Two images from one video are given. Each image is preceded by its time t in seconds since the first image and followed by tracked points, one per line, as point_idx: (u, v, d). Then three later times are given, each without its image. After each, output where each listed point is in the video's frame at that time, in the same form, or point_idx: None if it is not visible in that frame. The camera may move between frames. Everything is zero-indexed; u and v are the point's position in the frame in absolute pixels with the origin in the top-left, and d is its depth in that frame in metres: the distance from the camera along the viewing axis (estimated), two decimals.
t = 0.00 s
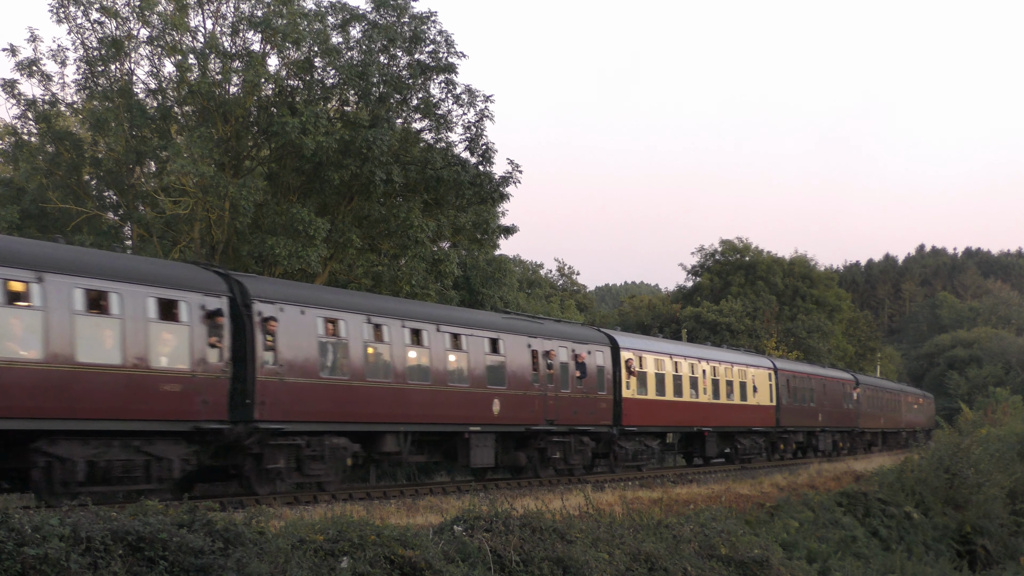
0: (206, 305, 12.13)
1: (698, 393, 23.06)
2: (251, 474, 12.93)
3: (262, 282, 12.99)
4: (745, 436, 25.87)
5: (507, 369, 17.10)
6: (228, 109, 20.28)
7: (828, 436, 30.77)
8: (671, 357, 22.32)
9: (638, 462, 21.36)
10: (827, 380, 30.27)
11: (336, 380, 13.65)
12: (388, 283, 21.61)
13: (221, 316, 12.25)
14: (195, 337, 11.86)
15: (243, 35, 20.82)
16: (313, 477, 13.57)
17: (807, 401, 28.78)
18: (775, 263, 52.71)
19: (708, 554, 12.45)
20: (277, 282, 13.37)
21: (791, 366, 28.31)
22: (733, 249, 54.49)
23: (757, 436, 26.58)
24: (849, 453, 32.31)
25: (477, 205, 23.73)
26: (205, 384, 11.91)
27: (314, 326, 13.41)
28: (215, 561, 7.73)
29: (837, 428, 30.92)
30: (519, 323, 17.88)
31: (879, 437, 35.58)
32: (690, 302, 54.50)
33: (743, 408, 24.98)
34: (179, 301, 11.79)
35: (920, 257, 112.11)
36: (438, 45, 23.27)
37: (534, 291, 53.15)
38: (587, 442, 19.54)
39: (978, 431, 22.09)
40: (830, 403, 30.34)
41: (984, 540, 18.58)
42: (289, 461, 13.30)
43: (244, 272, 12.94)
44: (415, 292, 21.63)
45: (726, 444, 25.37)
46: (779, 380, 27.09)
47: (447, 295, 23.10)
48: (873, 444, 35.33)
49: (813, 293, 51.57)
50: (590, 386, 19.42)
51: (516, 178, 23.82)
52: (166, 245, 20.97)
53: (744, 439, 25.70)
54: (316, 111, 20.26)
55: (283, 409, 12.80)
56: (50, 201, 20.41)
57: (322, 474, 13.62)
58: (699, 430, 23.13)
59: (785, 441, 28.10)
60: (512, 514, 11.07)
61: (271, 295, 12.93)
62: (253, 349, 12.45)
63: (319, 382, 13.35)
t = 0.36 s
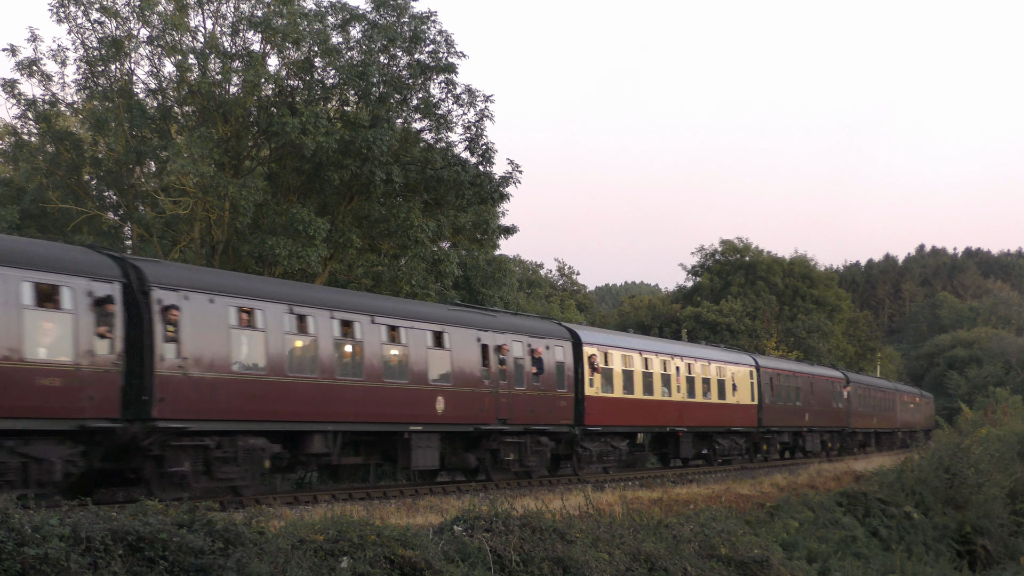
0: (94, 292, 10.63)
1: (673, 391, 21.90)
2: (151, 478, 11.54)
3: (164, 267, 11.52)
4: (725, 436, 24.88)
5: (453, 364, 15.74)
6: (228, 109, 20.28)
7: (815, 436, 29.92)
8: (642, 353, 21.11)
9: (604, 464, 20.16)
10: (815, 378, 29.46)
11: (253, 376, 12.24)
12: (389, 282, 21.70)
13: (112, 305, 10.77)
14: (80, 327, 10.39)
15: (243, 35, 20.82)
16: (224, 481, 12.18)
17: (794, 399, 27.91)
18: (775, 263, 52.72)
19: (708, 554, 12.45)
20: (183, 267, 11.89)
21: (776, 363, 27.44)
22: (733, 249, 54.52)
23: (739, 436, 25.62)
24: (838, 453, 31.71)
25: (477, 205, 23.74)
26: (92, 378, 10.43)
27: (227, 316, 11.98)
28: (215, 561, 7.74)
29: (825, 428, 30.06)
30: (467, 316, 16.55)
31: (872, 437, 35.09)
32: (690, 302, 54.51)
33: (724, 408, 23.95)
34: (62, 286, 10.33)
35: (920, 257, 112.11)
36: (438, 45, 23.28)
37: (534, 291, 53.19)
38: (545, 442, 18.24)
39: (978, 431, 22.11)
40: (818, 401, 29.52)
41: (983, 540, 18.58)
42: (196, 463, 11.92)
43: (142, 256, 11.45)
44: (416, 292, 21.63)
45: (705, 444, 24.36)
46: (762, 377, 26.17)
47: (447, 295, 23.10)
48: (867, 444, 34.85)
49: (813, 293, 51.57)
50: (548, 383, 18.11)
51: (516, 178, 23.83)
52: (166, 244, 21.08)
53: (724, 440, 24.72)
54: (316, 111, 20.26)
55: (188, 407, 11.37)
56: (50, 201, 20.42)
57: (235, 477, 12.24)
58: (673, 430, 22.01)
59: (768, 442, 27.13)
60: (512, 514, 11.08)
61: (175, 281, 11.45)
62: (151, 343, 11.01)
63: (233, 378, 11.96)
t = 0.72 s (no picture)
0: None
1: (643, 389, 20.41)
2: (30, 483, 10.00)
3: (45, 247, 10.00)
4: (701, 436, 23.45)
5: (388, 359, 14.21)
6: (228, 109, 20.28)
7: (801, 436, 28.72)
8: (609, 348, 19.61)
9: (563, 466, 18.62)
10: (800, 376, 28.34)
11: (151, 371, 10.70)
12: (388, 283, 21.67)
13: None
14: None
15: (243, 35, 20.83)
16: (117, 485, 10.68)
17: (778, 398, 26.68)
18: (775, 263, 52.74)
19: (708, 554, 12.45)
20: (68, 249, 10.37)
21: (758, 360, 26.19)
22: (733, 249, 54.55)
23: (717, 437, 24.26)
24: (826, 454, 30.73)
25: (477, 205, 23.71)
26: None
27: (119, 304, 10.45)
28: (215, 561, 7.74)
29: (811, 427, 28.87)
30: (409, 307, 15.08)
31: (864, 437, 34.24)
32: (690, 302, 54.53)
33: (700, 406, 22.52)
34: None
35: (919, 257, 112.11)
36: (438, 45, 23.28)
37: (534, 291, 53.22)
38: (497, 443, 16.66)
39: (978, 430, 22.12)
40: (805, 400, 28.36)
41: (983, 540, 18.58)
42: (84, 465, 10.43)
43: (18, 236, 9.92)
44: (416, 292, 21.73)
45: (678, 445, 22.92)
46: (743, 374, 24.83)
47: (447, 295, 23.10)
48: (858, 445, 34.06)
49: (813, 293, 51.57)
50: (500, 380, 16.55)
51: (516, 178, 23.85)
52: (166, 244, 21.09)
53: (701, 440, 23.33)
54: (316, 111, 20.27)
55: (71, 404, 9.83)
56: (50, 201, 20.41)
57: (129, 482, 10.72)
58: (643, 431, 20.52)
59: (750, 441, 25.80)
60: (512, 514, 11.08)
61: (56, 263, 9.94)
62: (27, 332, 9.49)
63: (126, 372, 10.41)
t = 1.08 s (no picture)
0: None
1: (605, 387, 19.37)
2: None
3: None
4: (673, 436, 22.51)
5: (314, 353, 12.96)
6: (228, 109, 20.28)
7: (785, 436, 27.82)
8: (566, 343, 18.58)
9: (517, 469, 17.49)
10: (784, 374, 27.45)
11: (26, 364, 9.43)
12: (389, 282, 21.75)
13: None
14: None
15: (243, 35, 20.82)
16: None
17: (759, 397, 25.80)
18: (775, 263, 52.75)
19: (708, 554, 12.45)
20: None
21: (737, 357, 25.27)
22: (733, 249, 54.55)
23: (690, 437, 23.35)
24: (813, 454, 29.93)
25: (477, 205, 23.71)
26: None
27: None
28: (215, 561, 7.74)
29: (795, 427, 27.97)
30: (339, 296, 13.83)
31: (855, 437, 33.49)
32: (690, 302, 54.52)
33: (669, 405, 21.52)
34: None
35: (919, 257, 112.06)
36: (438, 45, 23.28)
37: (535, 291, 53.22)
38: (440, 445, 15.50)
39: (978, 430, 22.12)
40: (789, 399, 27.49)
41: (983, 540, 18.58)
42: None
43: None
44: (416, 292, 21.77)
45: (648, 446, 21.92)
46: (718, 372, 23.88)
47: (447, 295, 23.11)
48: (850, 446, 33.32)
49: (813, 293, 51.56)
50: (442, 377, 15.40)
51: (516, 178, 23.87)
52: (167, 244, 21.07)
53: (672, 441, 22.36)
54: (316, 111, 20.26)
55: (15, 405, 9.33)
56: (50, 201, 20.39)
57: None
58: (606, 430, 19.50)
59: (728, 442, 24.87)
60: (512, 514, 11.08)
61: None
62: None
63: None
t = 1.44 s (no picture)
0: None
1: (565, 384, 18.16)
2: None
3: None
4: (643, 436, 21.38)
5: (224, 346, 11.66)
6: (228, 109, 20.28)
7: (769, 436, 26.75)
8: (523, 337, 17.32)
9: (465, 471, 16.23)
10: (767, 371, 26.40)
11: None
12: (389, 282, 21.78)
13: None
14: None
15: (243, 35, 20.83)
16: None
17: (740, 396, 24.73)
18: (775, 263, 52.76)
19: (708, 554, 12.45)
20: None
21: (716, 354, 24.17)
22: (733, 249, 54.57)
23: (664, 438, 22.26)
24: (800, 455, 29.05)
25: (477, 205, 23.70)
26: None
27: None
28: (215, 561, 7.73)
29: (779, 427, 26.91)
30: (257, 283, 12.51)
31: (847, 436, 32.56)
32: (690, 302, 54.54)
33: (638, 405, 20.33)
34: None
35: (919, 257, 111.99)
36: (438, 45, 23.29)
37: (534, 291, 53.22)
38: (376, 446, 14.19)
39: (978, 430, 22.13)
40: (773, 398, 26.42)
41: (983, 540, 18.59)
42: None
43: None
44: (416, 292, 21.77)
45: (615, 447, 20.77)
46: (694, 369, 22.72)
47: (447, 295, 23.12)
48: (841, 446, 32.48)
49: (813, 293, 51.58)
50: (377, 372, 14.07)
51: (516, 177, 23.87)
52: (166, 244, 21.00)
53: (643, 442, 21.23)
54: (316, 111, 20.26)
55: None
56: (50, 201, 20.39)
57: None
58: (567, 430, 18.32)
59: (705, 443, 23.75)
60: (512, 514, 11.08)
61: None
62: None
63: None
